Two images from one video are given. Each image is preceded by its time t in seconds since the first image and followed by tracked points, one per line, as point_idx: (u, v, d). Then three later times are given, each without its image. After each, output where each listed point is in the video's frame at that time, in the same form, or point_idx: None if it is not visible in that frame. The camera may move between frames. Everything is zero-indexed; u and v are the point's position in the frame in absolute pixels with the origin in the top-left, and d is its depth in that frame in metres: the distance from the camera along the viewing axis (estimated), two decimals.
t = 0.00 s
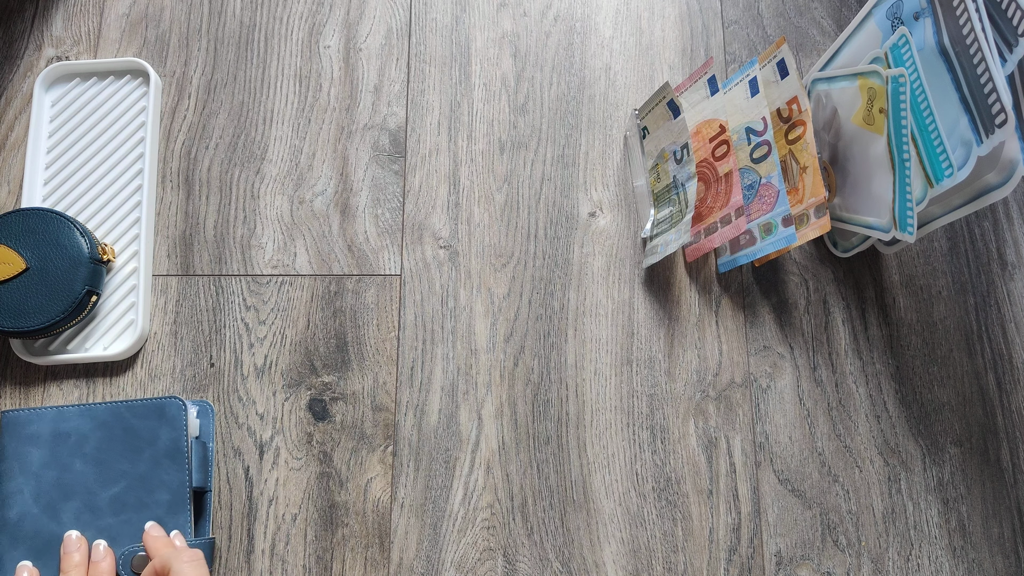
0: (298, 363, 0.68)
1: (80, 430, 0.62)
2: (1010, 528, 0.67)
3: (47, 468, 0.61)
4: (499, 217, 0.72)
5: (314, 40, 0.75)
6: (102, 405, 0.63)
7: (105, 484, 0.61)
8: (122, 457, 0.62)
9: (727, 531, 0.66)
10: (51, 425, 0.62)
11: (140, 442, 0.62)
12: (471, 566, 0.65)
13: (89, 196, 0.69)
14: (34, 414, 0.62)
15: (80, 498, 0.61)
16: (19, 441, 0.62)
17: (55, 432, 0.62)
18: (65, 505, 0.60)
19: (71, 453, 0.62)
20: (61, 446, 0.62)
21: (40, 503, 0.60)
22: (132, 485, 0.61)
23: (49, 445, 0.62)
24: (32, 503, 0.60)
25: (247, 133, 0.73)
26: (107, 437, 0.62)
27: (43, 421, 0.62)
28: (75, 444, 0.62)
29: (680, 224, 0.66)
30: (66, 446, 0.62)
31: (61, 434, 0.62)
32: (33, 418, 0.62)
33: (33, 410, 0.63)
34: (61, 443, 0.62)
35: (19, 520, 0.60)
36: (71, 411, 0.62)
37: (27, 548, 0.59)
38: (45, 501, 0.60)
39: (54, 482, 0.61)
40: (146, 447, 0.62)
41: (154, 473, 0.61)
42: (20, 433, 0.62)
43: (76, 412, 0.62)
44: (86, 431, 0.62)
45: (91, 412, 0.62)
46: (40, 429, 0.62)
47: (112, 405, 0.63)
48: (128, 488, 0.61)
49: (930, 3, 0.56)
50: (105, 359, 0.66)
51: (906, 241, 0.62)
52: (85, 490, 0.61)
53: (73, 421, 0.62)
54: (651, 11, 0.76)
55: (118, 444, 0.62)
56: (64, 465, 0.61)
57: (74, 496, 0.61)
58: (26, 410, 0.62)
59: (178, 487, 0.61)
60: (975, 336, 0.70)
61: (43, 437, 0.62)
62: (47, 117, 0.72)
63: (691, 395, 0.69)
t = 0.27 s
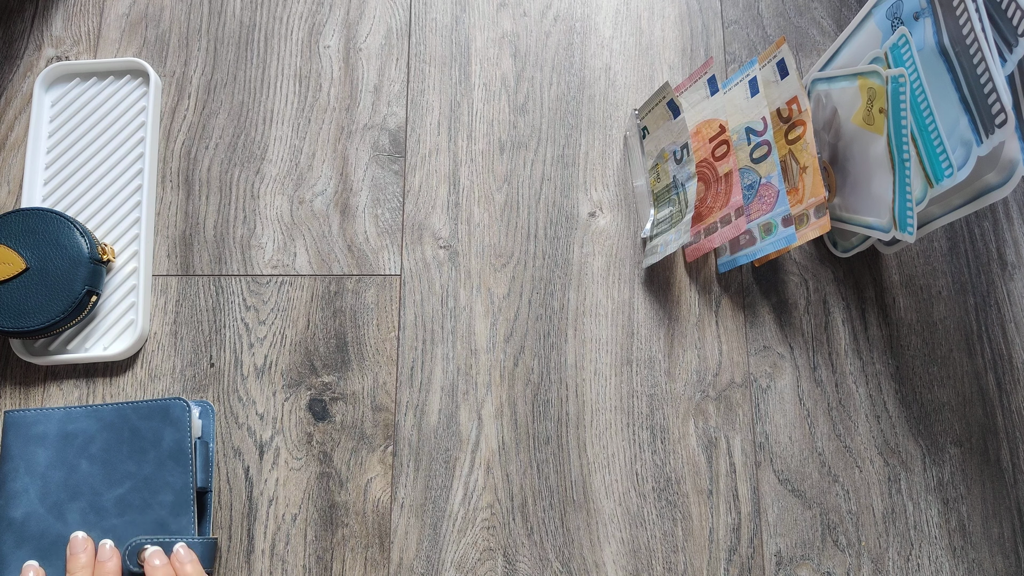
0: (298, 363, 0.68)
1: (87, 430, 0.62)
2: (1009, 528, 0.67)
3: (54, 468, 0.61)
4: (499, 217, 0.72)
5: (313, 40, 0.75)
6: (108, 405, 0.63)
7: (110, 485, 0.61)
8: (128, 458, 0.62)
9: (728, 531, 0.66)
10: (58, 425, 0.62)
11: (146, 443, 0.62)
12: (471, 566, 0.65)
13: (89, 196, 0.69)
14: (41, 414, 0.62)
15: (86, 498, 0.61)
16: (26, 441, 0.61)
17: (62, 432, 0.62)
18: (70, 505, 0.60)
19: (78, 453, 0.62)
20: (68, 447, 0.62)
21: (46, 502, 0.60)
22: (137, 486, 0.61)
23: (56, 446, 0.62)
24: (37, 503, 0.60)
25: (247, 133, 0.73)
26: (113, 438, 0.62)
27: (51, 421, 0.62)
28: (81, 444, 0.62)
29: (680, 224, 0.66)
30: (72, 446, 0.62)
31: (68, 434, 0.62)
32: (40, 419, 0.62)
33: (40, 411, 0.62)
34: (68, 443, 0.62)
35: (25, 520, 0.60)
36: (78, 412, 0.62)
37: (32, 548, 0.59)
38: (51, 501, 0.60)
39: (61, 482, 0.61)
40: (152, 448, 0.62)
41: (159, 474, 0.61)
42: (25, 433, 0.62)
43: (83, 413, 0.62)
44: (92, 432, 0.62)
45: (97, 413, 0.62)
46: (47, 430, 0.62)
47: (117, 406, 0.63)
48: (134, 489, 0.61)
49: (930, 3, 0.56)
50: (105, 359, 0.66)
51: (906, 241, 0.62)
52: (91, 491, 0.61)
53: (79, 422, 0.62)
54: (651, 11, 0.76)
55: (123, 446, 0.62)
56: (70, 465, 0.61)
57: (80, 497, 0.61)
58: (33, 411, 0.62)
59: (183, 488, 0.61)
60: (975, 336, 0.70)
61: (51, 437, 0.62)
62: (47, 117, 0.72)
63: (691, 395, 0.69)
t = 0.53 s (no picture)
0: (298, 363, 0.68)
1: (87, 430, 0.62)
2: (1009, 528, 0.67)
3: (55, 469, 0.61)
4: (499, 217, 0.72)
5: (313, 40, 0.75)
6: (108, 406, 0.63)
7: (111, 485, 0.61)
8: (129, 458, 0.62)
9: (727, 531, 0.66)
10: (58, 425, 0.62)
11: (146, 443, 0.62)
12: (470, 567, 0.65)
13: (89, 196, 0.69)
14: (41, 414, 0.62)
15: (86, 498, 0.61)
16: (26, 441, 0.61)
17: (62, 432, 0.62)
18: (71, 505, 0.60)
19: (79, 453, 0.62)
20: (69, 447, 0.62)
21: (46, 502, 0.60)
22: (137, 486, 0.61)
23: (56, 446, 0.62)
24: (37, 503, 0.60)
25: (247, 133, 0.73)
26: (114, 438, 0.62)
27: (51, 421, 0.62)
28: (82, 444, 0.62)
29: (680, 224, 0.66)
30: (72, 446, 0.62)
31: (68, 434, 0.62)
32: (40, 419, 0.62)
33: (40, 411, 0.62)
34: (68, 443, 0.62)
35: (26, 520, 0.60)
36: (78, 412, 0.62)
37: (32, 548, 0.59)
38: (51, 501, 0.60)
39: (61, 482, 0.61)
40: (153, 448, 0.62)
41: (160, 474, 0.61)
42: (26, 433, 0.62)
43: (83, 413, 0.62)
44: (93, 432, 0.62)
45: (98, 413, 0.62)
46: (47, 430, 0.62)
47: (117, 406, 0.63)
48: (135, 489, 0.61)
49: (930, 3, 0.56)
50: (105, 359, 0.66)
51: (906, 241, 0.62)
52: (92, 491, 0.61)
53: (80, 422, 0.62)
54: (651, 11, 0.76)
55: (124, 446, 0.62)
56: (71, 465, 0.61)
57: (80, 497, 0.61)
58: (33, 411, 0.62)
59: (184, 488, 0.61)
60: (975, 336, 0.70)
61: (51, 437, 0.62)
62: (47, 117, 0.72)
63: (691, 395, 0.69)
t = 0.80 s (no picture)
0: (298, 363, 0.68)
1: (87, 430, 0.62)
2: (1010, 528, 0.67)
3: (55, 468, 0.61)
4: (499, 217, 0.72)
5: (313, 40, 0.75)
6: (108, 405, 0.63)
7: (111, 485, 0.61)
8: (129, 457, 0.62)
9: (728, 531, 0.66)
10: (58, 425, 0.62)
11: (146, 443, 0.62)
12: (471, 566, 0.65)
13: (89, 196, 0.69)
14: (41, 414, 0.62)
15: (86, 498, 0.61)
16: (26, 441, 0.61)
17: (62, 432, 0.62)
18: (71, 505, 0.60)
19: (79, 453, 0.62)
20: (69, 446, 0.62)
21: (46, 502, 0.60)
22: (137, 486, 0.61)
23: (56, 446, 0.62)
24: (37, 503, 0.60)
25: (247, 133, 0.73)
26: (114, 438, 0.62)
27: (51, 421, 0.62)
28: (82, 444, 0.62)
29: (680, 224, 0.66)
30: (72, 446, 0.62)
31: (68, 434, 0.62)
32: (40, 419, 0.62)
33: (41, 411, 0.62)
34: (68, 443, 0.62)
35: (25, 520, 0.60)
36: (78, 412, 0.62)
37: (32, 548, 0.59)
38: (51, 501, 0.60)
39: (62, 482, 0.61)
40: (153, 448, 0.62)
41: (160, 474, 0.61)
42: (26, 433, 0.62)
43: (83, 413, 0.62)
44: (93, 432, 0.62)
45: (98, 413, 0.62)
46: (47, 429, 0.62)
47: (118, 406, 0.63)
48: (134, 489, 0.61)
49: (930, 3, 0.56)
50: (105, 359, 0.66)
51: (906, 241, 0.62)
52: (92, 490, 0.61)
53: (80, 422, 0.62)
54: (651, 11, 0.76)
55: (124, 446, 0.62)
56: (71, 465, 0.61)
57: (80, 497, 0.61)
58: (33, 411, 0.62)
59: (184, 488, 0.61)
60: (975, 336, 0.70)
61: (51, 437, 0.62)
62: (47, 117, 0.72)
63: (691, 395, 0.69)
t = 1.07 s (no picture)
0: (298, 363, 0.68)
1: (87, 430, 0.62)
2: (1010, 528, 0.67)
3: (56, 468, 0.61)
4: (499, 217, 0.72)
5: (313, 40, 0.75)
6: (109, 405, 0.63)
7: (111, 485, 0.61)
8: (129, 457, 0.62)
9: (728, 531, 0.66)
10: (59, 425, 0.62)
11: (146, 442, 0.62)
12: (471, 566, 0.65)
13: (89, 196, 0.69)
14: (42, 414, 0.62)
15: (86, 498, 0.61)
16: (26, 441, 0.61)
17: (63, 432, 0.62)
18: (72, 505, 0.60)
19: (79, 453, 0.62)
20: (69, 446, 0.62)
21: (46, 502, 0.60)
22: (138, 486, 0.61)
23: (56, 446, 0.62)
24: (38, 503, 0.60)
25: (247, 133, 0.73)
26: (114, 438, 0.62)
27: (51, 421, 0.62)
28: (82, 444, 0.62)
29: (680, 224, 0.66)
30: (73, 446, 0.62)
31: (69, 434, 0.62)
32: (40, 419, 0.62)
33: (41, 411, 0.62)
34: (68, 443, 0.62)
35: (26, 520, 0.60)
36: (79, 412, 0.62)
37: (33, 548, 0.59)
38: (51, 501, 0.60)
39: (62, 482, 0.61)
40: (153, 448, 0.62)
41: (161, 473, 0.61)
42: (26, 433, 0.62)
43: (84, 413, 0.62)
44: (93, 432, 0.62)
45: (98, 413, 0.62)
46: (48, 430, 0.62)
47: (118, 406, 0.63)
48: (135, 489, 0.61)
49: (930, 3, 0.56)
50: (105, 359, 0.66)
51: (906, 241, 0.62)
52: (92, 490, 0.61)
53: (81, 422, 0.62)
54: (651, 11, 0.76)
55: (124, 446, 0.62)
56: (72, 465, 0.61)
57: (81, 497, 0.61)
58: (33, 411, 0.62)
59: (185, 488, 0.61)
60: (975, 336, 0.70)
61: (52, 437, 0.62)
62: (47, 117, 0.72)
63: (691, 395, 0.69)
